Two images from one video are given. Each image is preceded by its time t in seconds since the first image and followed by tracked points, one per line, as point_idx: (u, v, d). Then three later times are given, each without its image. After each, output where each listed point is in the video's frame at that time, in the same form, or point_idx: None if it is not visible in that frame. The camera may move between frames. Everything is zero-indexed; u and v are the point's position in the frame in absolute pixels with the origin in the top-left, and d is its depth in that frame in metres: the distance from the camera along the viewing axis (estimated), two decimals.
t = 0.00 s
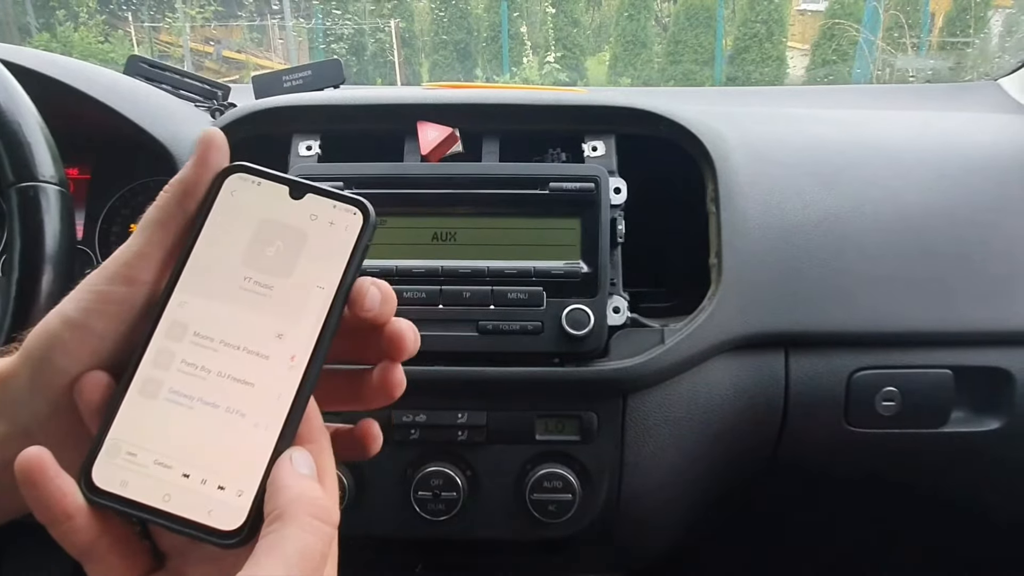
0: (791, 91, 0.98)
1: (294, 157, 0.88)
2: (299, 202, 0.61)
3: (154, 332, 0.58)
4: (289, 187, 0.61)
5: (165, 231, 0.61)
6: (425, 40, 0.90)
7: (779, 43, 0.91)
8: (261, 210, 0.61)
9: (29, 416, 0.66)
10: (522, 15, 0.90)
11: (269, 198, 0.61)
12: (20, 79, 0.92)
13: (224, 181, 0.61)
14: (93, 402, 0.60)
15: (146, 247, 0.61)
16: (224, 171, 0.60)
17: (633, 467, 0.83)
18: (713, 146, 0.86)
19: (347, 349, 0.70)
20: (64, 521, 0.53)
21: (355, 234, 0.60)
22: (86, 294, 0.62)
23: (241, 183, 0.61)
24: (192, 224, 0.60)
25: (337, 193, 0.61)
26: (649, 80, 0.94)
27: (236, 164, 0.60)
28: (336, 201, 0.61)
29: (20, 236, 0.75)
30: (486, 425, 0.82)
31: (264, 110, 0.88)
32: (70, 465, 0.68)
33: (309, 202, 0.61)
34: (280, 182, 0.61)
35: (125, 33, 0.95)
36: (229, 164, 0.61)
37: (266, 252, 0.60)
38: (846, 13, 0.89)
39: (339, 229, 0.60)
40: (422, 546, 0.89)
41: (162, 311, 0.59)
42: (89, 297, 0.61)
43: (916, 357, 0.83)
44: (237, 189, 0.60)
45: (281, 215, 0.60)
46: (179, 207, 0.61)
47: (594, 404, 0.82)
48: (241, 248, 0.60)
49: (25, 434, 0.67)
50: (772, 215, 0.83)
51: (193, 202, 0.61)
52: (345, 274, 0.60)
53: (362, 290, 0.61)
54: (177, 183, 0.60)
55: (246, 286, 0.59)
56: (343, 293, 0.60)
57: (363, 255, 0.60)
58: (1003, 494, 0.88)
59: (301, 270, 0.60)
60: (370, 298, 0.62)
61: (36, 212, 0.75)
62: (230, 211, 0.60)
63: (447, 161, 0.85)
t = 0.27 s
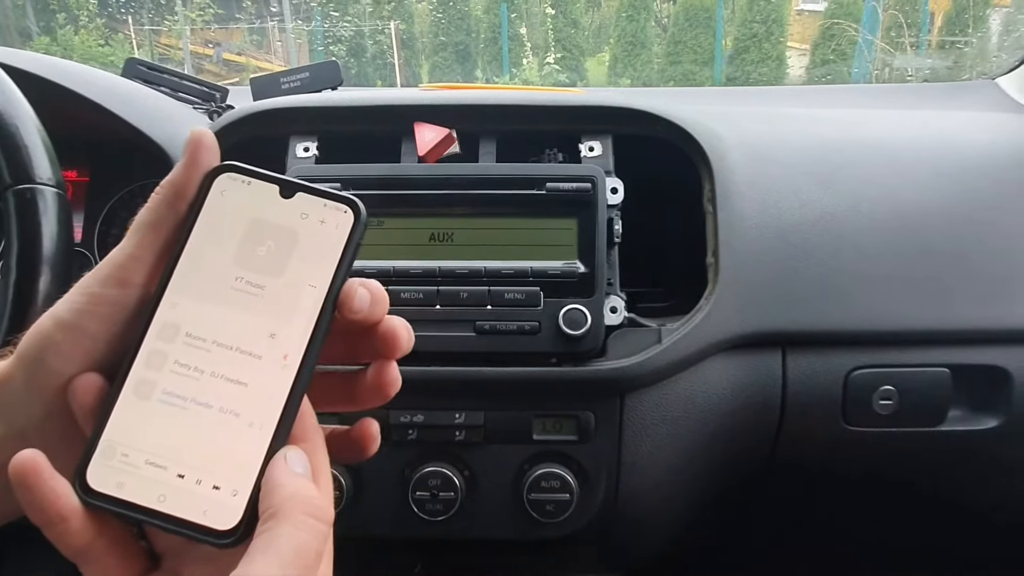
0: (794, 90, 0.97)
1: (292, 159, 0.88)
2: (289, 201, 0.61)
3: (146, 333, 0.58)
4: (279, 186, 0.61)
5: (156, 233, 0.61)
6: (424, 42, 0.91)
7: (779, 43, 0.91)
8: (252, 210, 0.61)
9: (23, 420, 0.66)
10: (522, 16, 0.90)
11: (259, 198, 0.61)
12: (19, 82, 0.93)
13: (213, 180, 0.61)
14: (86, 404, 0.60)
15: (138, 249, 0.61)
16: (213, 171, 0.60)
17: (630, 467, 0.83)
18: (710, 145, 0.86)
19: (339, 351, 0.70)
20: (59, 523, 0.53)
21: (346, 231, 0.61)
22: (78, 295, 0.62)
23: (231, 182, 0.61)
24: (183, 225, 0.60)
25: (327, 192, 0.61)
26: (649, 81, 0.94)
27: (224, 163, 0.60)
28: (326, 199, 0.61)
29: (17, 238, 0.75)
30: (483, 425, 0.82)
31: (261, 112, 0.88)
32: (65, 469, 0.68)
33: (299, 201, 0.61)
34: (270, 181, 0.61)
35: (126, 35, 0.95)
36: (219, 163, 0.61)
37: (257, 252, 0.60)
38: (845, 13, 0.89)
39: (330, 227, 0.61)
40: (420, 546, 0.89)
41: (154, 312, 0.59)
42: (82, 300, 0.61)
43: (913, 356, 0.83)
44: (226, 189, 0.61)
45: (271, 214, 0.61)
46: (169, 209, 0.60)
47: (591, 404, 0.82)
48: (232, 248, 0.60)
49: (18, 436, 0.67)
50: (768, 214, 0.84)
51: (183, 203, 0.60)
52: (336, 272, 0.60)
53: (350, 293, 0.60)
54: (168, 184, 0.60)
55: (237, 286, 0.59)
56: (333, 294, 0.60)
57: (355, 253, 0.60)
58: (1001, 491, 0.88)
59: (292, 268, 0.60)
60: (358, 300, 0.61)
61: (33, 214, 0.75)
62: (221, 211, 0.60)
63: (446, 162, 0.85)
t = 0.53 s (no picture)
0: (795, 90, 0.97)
1: (292, 159, 0.88)
2: (291, 199, 0.61)
3: (147, 334, 0.58)
4: (280, 184, 0.61)
5: (157, 231, 0.61)
6: (424, 42, 0.91)
7: (779, 42, 0.91)
8: (253, 208, 0.61)
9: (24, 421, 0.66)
10: (522, 16, 0.90)
11: (261, 196, 0.61)
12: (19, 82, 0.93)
13: (214, 178, 0.60)
14: (88, 404, 0.60)
15: (139, 248, 0.61)
16: (214, 169, 0.60)
17: (629, 466, 0.83)
18: (709, 145, 0.86)
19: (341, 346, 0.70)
20: (61, 526, 0.54)
21: (349, 229, 0.61)
22: (79, 295, 0.62)
23: (232, 180, 0.61)
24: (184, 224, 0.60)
25: (329, 190, 0.61)
26: (649, 81, 0.94)
27: (226, 162, 0.60)
28: (328, 197, 0.61)
29: (16, 238, 0.75)
30: (483, 424, 0.82)
31: (261, 112, 0.88)
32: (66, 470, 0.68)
33: (301, 199, 0.61)
34: (271, 180, 0.61)
35: (126, 36, 0.95)
36: (220, 161, 0.61)
37: (259, 251, 0.60)
38: (845, 12, 0.90)
39: (332, 225, 0.61)
40: (420, 546, 0.89)
41: (156, 312, 0.59)
42: (82, 300, 0.61)
43: (912, 355, 0.83)
44: (228, 187, 0.61)
45: (273, 213, 0.61)
46: (170, 207, 0.60)
47: (591, 404, 0.82)
48: (234, 247, 0.60)
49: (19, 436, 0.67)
50: (768, 214, 0.84)
51: (184, 201, 0.60)
52: (339, 271, 0.60)
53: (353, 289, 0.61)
54: (169, 182, 0.60)
55: (240, 285, 0.60)
56: (337, 292, 0.60)
57: (358, 250, 0.60)
58: (1000, 490, 0.88)
59: (295, 267, 0.60)
60: (360, 295, 0.61)
61: (34, 214, 0.76)
62: (222, 210, 0.60)
63: (445, 162, 0.85)
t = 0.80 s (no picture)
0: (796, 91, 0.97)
1: (292, 160, 0.88)
2: (298, 199, 0.61)
3: (155, 333, 0.58)
4: (287, 184, 0.61)
5: (163, 231, 0.61)
6: (424, 43, 0.91)
7: (779, 44, 0.91)
8: (260, 208, 0.61)
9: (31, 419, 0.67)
10: (522, 18, 0.90)
11: (267, 196, 0.61)
12: (19, 84, 0.93)
13: (221, 178, 0.60)
14: (96, 403, 0.60)
15: (146, 247, 0.61)
16: (222, 169, 0.60)
17: (629, 466, 0.84)
18: (709, 146, 0.86)
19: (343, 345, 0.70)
20: (68, 525, 0.53)
21: (355, 229, 0.61)
22: (86, 295, 0.62)
23: (239, 180, 0.61)
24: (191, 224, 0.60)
25: (335, 190, 0.62)
26: (649, 82, 0.94)
27: (233, 162, 0.60)
28: (335, 197, 0.62)
29: (18, 239, 0.75)
30: (482, 425, 0.82)
31: (261, 113, 0.89)
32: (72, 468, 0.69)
33: (308, 199, 0.61)
34: (278, 180, 0.61)
35: (126, 38, 0.96)
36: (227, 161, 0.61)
37: (265, 250, 0.60)
38: (845, 13, 0.90)
39: (339, 224, 0.61)
40: (420, 546, 0.89)
41: (163, 311, 0.59)
42: (89, 300, 0.62)
43: (911, 356, 0.83)
44: (235, 187, 0.60)
45: (280, 213, 0.61)
46: (177, 207, 0.60)
47: (590, 404, 0.82)
48: (240, 247, 0.60)
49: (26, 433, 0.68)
50: (767, 215, 0.84)
51: (191, 200, 0.60)
52: (346, 271, 0.61)
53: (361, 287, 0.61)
54: (176, 182, 0.60)
55: (246, 285, 0.60)
56: (344, 290, 0.60)
57: (364, 250, 0.61)
58: (999, 490, 0.88)
59: (301, 267, 0.60)
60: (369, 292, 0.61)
61: (35, 215, 0.76)
62: (228, 209, 0.60)
63: (443, 164, 0.85)
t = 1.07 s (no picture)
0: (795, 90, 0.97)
1: (289, 161, 0.88)
2: (294, 200, 0.61)
3: (152, 333, 0.58)
4: (283, 185, 0.61)
5: (160, 230, 0.61)
6: (424, 43, 0.91)
7: (778, 42, 0.91)
8: (256, 209, 0.61)
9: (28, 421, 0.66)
10: (521, 18, 0.90)
11: (263, 197, 0.61)
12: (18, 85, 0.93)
13: (218, 178, 0.61)
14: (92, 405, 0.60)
15: (143, 247, 0.61)
16: (217, 169, 0.60)
17: (627, 465, 0.83)
18: (706, 146, 0.86)
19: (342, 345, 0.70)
20: (66, 528, 0.54)
21: (352, 229, 0.61)
22: (82, 295, 0.62)
23: (234, 181, 0.61)
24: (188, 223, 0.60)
25: (331, 190, 0.61)
26: (649, 81, 0.94)
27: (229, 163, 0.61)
28: (331, 197, 0.62)
29: (14, 241, 0.75)
30: (480, 425, 0.82)
31: (258, 114, 0.89)
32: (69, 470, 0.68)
33: (304, 199, 0.61)
34: (274, 180, 0.61)
35: (126, 39, 0.96)
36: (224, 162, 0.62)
37: (262, 251, 0.60)
38: (845, 12, 0.90)
39: (336, 225, 0.61)
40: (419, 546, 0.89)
41: (160, 312, 0.59)
42: (84, 301, 0.61)
43: (909, 353, 0.83)
44: (231, 188, 0.61)
45: (277, 214, 0.61)
46: (173, 206, 0.61)
47: (588, 403, 0.82)
48: (237, 248, 0.60)
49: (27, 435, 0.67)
50: (765, 213, 0.84)
51: (188, 200, 0.61)
52: (343, 271, 0.61)
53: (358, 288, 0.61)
54: (172, 182, 0.60)
55: (243, 286, 0.60)
56: (341, 291, 0.60)
57: (361, 251, 0.61)
58: (998, 488, 0.88)
59: (298, 268, 0.60)
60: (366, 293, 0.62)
61: (32, 217, 0.76)
62: (225, 210, 0.61)
63: (440, 164, 0.85)
